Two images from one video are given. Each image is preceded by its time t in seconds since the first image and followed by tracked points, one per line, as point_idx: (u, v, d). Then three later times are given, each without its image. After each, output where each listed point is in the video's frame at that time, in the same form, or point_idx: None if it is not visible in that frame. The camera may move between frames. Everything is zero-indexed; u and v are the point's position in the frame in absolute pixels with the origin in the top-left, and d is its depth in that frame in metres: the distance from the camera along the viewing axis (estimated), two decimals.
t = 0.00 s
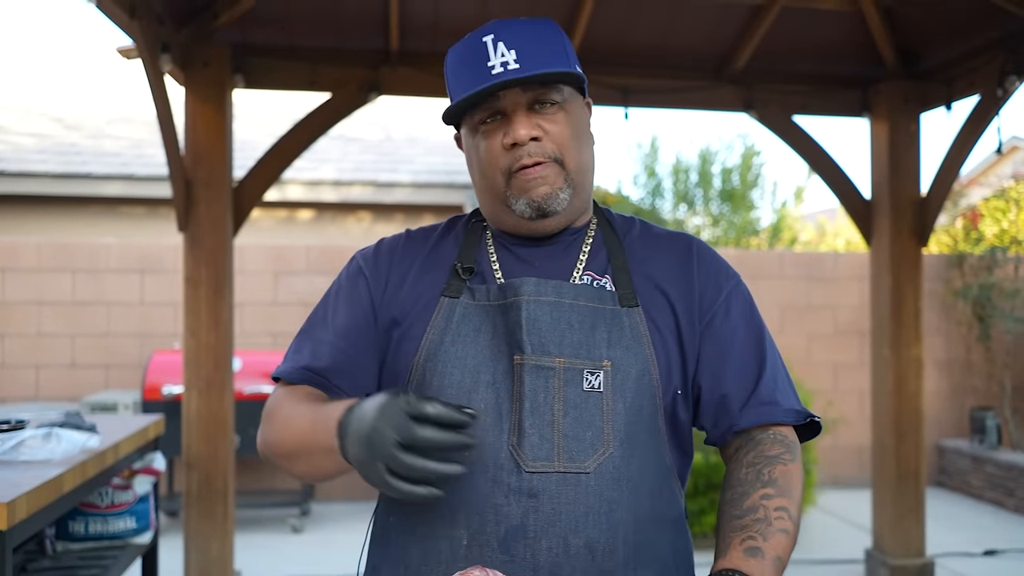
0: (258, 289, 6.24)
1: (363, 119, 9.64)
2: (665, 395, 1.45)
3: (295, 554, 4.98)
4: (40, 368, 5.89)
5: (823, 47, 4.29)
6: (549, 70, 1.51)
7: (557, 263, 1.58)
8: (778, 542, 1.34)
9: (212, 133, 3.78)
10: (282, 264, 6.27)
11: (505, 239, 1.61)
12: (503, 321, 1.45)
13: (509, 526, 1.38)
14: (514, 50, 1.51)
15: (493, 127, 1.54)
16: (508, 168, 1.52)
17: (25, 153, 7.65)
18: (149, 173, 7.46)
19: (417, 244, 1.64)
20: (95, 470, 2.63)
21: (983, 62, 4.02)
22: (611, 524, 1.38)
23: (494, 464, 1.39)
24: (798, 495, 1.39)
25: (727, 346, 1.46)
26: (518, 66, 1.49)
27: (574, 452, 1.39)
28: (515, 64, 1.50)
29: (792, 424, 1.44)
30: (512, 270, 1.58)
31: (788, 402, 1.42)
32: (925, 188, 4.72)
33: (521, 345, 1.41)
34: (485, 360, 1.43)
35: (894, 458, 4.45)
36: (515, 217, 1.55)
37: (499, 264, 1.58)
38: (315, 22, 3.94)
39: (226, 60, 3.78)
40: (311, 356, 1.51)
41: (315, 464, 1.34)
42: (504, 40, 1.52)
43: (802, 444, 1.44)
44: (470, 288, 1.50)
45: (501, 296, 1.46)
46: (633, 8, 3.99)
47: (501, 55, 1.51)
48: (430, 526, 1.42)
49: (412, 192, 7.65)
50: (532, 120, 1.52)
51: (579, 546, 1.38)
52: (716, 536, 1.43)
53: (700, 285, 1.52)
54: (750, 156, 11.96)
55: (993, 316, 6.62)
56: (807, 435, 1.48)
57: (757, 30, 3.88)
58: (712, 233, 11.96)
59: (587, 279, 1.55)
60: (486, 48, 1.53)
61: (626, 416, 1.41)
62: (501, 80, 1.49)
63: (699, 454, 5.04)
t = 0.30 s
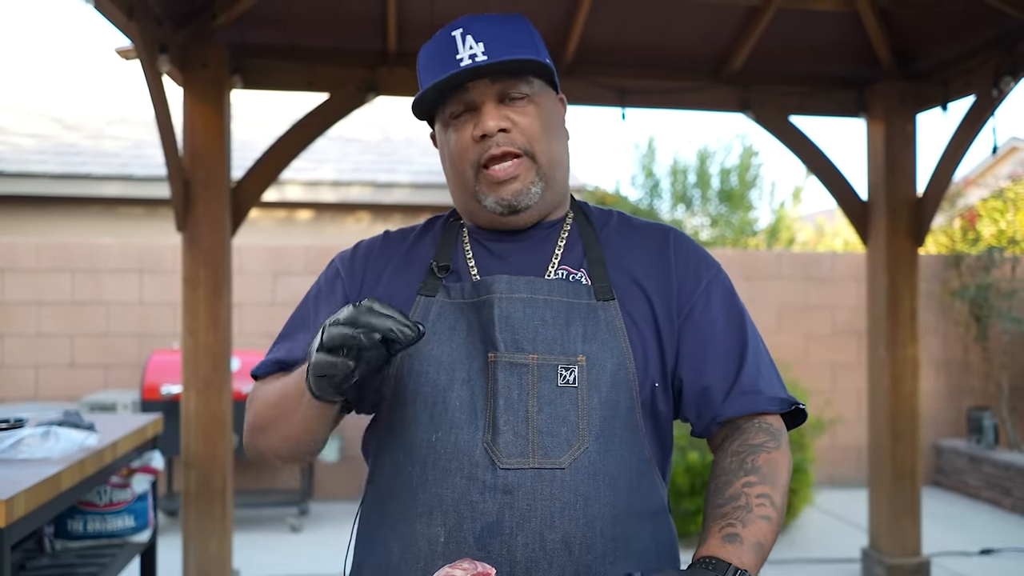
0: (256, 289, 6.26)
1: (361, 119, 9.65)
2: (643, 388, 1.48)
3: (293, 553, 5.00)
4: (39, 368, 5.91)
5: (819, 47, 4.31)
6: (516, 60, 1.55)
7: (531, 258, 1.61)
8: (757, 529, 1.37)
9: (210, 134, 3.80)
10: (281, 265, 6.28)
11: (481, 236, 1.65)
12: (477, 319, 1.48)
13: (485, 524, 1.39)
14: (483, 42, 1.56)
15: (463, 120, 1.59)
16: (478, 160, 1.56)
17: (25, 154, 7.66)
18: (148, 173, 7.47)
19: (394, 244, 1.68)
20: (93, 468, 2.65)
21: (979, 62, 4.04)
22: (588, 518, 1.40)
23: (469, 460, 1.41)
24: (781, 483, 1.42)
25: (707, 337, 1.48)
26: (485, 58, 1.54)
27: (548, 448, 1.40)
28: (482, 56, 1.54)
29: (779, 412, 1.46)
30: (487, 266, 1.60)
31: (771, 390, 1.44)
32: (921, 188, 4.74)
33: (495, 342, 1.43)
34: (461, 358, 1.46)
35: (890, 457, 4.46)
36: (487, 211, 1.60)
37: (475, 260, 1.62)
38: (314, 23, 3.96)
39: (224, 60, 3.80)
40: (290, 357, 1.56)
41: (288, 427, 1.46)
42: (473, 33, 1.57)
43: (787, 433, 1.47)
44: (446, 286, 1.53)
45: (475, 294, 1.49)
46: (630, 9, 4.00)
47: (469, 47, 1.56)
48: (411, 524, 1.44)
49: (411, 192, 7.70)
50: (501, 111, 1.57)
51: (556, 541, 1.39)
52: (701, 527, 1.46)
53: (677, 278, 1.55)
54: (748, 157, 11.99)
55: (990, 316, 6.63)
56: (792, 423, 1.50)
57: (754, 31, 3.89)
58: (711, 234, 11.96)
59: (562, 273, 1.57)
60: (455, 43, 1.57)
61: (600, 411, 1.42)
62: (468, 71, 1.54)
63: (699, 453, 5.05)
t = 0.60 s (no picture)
0: (255, 289, 6.26)
1: (361, 120, 9.65)
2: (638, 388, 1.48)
3: (292, 553, 5.00)
4: (39, 369, 5.91)
5: (818, 48, 4.31)
6: (510, 50, 1.57)
7: (522, 257, 1.60)
8: (748, 527, 1.38)
9: (209, 134, 3.80)
10: (281, 265, 6.28)
11: (469, 233, 1.64)
12: (471, 319, 1.46)
13: (482, 526, 1.40)
14: (477, 33, 1.57)
15: (455, 111, 1.60)
16: (470, 150, 1.57)
17: (25, 155, 7.66)
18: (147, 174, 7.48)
19: (382, 246, 1.66)
20: (91, 468, 2.65)
21: (977, 62, 4.04)
22: (585, 519, 1.40)
23: (466, 463, 1.41)
24: (770, 480, 1.43)
25: (701, 336, 1.49)
26: (479, 48, 1.55)
27: (545, 450, 1.40)
28: (476, 45, 1.56)
29: (769, 407, 1.47)
30: (478, 267, 1.59)
31: (764, 385, 1.46)
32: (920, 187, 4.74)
33: (490, 343, 1.42)
34: (455, 360, 1.45)
35: (889, 457, 4.46)
36: (476, 203, 1.60)
37: (465, 261, 1.60)
38: (313, 24, 3.96)
39: (223, 61, 3.80)
40: (279, 365, 1.53)
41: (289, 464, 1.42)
42: (467, 24, 1.58)
43: (775, 429, 1.48)
44: (437, 286, 1.52)
45: (468, 295, 1.48)
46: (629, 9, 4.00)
47: (463, 37, 1.57)
48: (407, 526, 1.44)
49: (410, 193, 7.71)
50: (493, 101, 1.58)
51: (553, 542, 1.40)
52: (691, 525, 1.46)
53: (668, 277, 1.55)
54: (747, 157, 12.04)
55: (989, 316, 6.64)
56: (783, 418, 1.51)
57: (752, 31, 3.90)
58: (710, 234, 11.97)
59: (555, 272, 1.57)
60: (450, 32, 1.58)
61: (596, 412, 1.42)
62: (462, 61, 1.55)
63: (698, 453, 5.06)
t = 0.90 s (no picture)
0: (254, 290, 6.25)
1: (360, 120, 9.64)
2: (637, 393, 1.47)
3: (292, 554, 4.99)
4: (38, 369, 5.90)
5: (818, 48, 4.30)
6: (522, 55, 1.56)
7: (524, 259, 1.59)
8: (748, 534, 1.38)
9: (207, 134, 3.78)
10: (280, 266, 6.27)
11: (470, 234, 1.63)
12: (471, 320, 1.45)
13: (481, 529, 1.38)
14: (488, 33, 1.56)
15: (463, 111, 1.58)
16: (475, 153, 1.55)
17: (24, 155, 7.65)
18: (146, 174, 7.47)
19: (381, 245, 1.64)
20: (88, 470, 2.64)
21: (978, 63, 4.03)
22: (585, 523, 1.40)
23: (465, 466, 1.39)
24: (769, 489, 1.43)
25: (701, 342, 1.50)
26: (490, 50, 1.54)
27: (546, 453, 1.39)
28: (487, 47, 1.54)
29: (766, 417, 1.48)
30: (479, 267, 1.58)
31: (762, 394, 1.48)
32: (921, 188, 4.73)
33: (491, 345, 1.41)
34: (455, 361, 1.43)
35: (890, 459, 4.44)
36: (477, 205, 1.58)
37: (467, 263, 1.59)
38: (312, 24, 3.96)
39: (221, 61, 3.79)
40: (278, 364, 1.51)
41: (287, 469, 1.40)
42: (479, 23, 1.56)
43: (771, 439, 1.49)
44: (437, 287, 1.50)
45: (469, 296, 1.46)
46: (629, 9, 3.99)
47: (474, 37, 1.55)
48: (403, 530, 1.42)
49: (410, 193, 7.70)
50: (502, 104, 1.57)
51: (553, 545, 1.39)
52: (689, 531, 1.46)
53: (670, 282, 1.55)
54: (747, 158, 12.05)
55: (990, 317, 6.62)
56: (779, 428, 1.52)
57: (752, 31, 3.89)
58: (710, 235, 11.94)
59: (556, 275, 1.55)
60: (462, 31, 1.57)
61: (597, 415, 1.42)
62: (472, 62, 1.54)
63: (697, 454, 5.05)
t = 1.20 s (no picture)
0: (253, 290, 6.23)
1: (360, 119, 9.62)
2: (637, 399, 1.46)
3: (290, 555, 4.98)
4: (36, 369, 5.88)
5: (819, 46, 4.28)
6: (559, 72, 1.51)
7: (531, 260, 1.58)
8: (763, 547, 1.36)
9: (205, 133, 3.76)
10: (279, 265, 6.25)
11: (478, 233, 1.61)
12: (473, 318, 1.43)
13: (476, 530, 1.36)
14: (527, 40, 1.51)
15: (488, 117, 1.53)
16: (493, 163, 1.51)
17: (23, 155, 7.63)
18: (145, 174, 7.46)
19: (387, 238, 1.63)
20: (83, 471, 2.62)
21: (979, 62, 4.01)
22: (581, 526, 1.37)
23: (461, 465, 1.37)
24: (780, 501, 1.42)
25: (703, 352, 1.48)
26: (527, 60, 1.49)
27: (542, 454, 1.37)
28: (525, 56, 1.50)
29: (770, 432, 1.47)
30: (486, 267, 1.57)
31: (763, 409, 1.45)
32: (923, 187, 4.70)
33: (491, 344, 1.39)
34: (455, 359, 1.41)
35: (891, 460, 4.42)
36: (488, 211, 1.55)
37: (473, 263, 1.58)
38: (311, 23, 3.94)
39: (219, 60, 3.77)
40: (283, 352, 1.49)
41: (296, 448, 1.39)
42: (519, 26, 1.51)
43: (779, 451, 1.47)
44: (440, 284, 1.48)
45: (471, 293, 1.44)
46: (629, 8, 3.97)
47: (512, 42, 1.50)
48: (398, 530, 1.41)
49: (409, 193, 7.68)
50: (529, 118, 1.52)
51: (548, 548, 1.36)
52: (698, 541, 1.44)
53: (674, 289, 1.53)
54: (747, 157, 11.96)
55: (991, 317, 6.60)
56: (783, 442, 1.50)
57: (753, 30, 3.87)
58: (711, 234, 11.91)
59: (562, 278, 1.55)
60: (500, 33, 1.52)
61: (596, 419, 1.40)
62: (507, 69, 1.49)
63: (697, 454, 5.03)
